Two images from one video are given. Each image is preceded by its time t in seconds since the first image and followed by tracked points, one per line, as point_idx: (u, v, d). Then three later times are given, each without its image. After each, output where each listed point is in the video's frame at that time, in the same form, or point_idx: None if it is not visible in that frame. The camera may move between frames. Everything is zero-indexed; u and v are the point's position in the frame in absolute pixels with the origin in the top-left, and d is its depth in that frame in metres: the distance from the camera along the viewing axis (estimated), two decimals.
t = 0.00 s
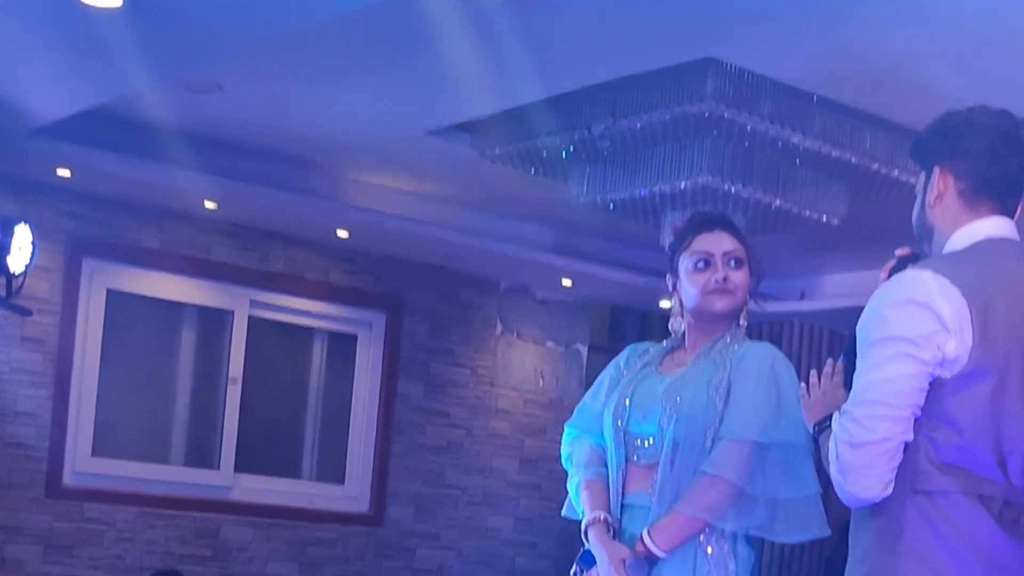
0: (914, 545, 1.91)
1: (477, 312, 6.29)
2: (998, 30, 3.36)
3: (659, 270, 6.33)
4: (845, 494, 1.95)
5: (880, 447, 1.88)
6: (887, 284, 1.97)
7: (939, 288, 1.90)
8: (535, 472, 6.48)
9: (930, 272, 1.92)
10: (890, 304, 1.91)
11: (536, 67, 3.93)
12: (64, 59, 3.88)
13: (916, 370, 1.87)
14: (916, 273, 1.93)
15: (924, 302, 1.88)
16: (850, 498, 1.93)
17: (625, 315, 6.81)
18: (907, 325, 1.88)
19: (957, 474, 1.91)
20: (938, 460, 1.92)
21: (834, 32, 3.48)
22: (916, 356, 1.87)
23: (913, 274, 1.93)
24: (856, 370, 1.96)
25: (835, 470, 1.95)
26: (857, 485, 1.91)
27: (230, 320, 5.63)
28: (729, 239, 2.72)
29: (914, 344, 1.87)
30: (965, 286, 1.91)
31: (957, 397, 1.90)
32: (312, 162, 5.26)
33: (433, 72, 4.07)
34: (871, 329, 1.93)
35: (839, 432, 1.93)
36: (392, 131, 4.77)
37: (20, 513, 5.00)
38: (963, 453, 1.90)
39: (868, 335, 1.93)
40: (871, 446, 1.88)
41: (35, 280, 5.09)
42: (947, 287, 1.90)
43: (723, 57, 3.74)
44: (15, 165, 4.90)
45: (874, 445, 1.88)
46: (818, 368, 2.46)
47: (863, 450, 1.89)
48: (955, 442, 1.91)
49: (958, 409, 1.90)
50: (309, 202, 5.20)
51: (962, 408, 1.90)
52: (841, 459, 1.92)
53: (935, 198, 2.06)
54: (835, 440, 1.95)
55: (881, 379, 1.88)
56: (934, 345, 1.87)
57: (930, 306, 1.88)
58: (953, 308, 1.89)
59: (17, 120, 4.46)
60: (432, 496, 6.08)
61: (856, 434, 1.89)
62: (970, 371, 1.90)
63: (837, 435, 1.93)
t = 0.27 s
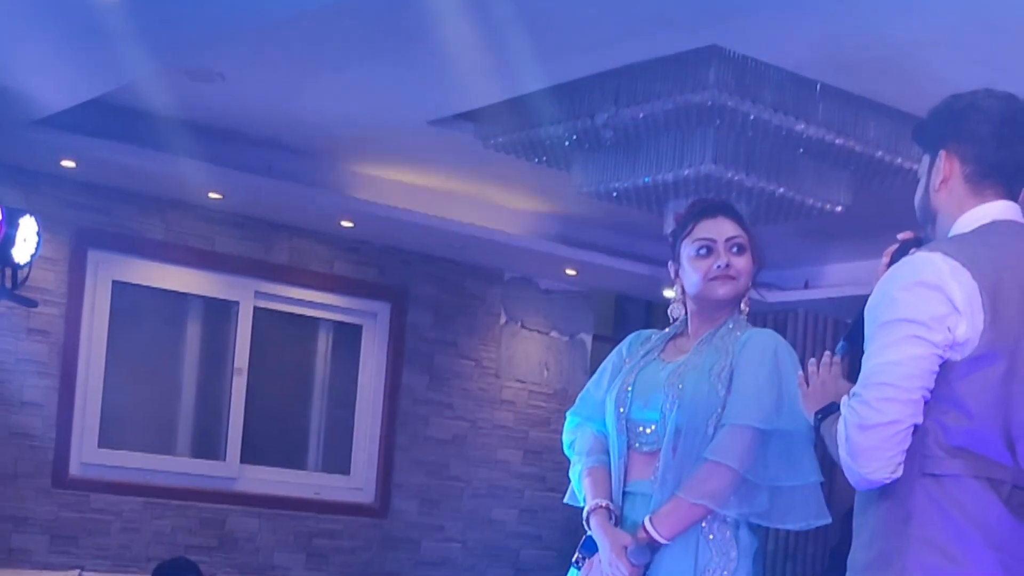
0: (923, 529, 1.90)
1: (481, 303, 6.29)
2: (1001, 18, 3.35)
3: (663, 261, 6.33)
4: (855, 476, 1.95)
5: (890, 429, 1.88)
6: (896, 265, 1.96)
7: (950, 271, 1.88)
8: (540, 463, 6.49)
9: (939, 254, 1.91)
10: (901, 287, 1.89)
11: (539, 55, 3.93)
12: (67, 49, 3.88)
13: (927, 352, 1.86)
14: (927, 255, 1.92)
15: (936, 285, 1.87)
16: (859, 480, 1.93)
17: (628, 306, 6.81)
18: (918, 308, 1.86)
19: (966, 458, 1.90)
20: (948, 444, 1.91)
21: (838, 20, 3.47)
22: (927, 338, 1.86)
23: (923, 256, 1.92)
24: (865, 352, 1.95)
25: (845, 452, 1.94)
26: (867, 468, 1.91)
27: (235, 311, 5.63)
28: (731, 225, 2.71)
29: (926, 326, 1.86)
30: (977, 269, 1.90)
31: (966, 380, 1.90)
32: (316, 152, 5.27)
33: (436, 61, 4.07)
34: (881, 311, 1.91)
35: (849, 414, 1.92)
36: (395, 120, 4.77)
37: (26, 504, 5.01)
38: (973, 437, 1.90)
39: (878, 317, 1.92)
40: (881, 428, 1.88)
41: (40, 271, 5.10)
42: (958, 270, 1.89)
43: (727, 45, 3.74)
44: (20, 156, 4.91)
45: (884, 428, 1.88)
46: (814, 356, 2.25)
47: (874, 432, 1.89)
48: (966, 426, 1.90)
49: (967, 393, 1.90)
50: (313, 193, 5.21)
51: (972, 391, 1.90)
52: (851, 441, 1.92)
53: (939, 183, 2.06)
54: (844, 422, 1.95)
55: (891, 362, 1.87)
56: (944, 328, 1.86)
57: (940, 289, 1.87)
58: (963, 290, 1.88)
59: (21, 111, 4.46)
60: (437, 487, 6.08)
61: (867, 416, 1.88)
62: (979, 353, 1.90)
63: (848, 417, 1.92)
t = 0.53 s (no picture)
0: (939, 522, 1.85)
1: (493, 297, 6.26)
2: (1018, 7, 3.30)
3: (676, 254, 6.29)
4: (872, 468, 1.88)
5: (908, 420, 1.82)
6: (912, 254, 1.90)
7: (968, 260, 1.83)
8: (553, 458, 6.45)
9: (956, 244, 1.85)
10: (917, 276, 1.83)
11: (550, 48, 3.90)
12: (76, 44, 3.87)
13: (945, 342, 1.80)
14: (944, 244, 1.86)
15: (953, 275, 1.82)
16: (877, 472, 1.87)
17: (642, 300, 6.76)
18: (935, 297, 1.81)
19: (983, 449, 1.85)
20: (964, 435, 1.85)
21: (853, 9, 3.42)
22: (944, 328, 1.80)
23: (939, 245, 1.86)
24: (880, 342, 1.89)
25: (861, 444, 1.88)
26: (884, 460, 1.85)
27: (246, 306, 5.60)
28: (745, 216, 2.67)
29: (944, 316, 1.80)
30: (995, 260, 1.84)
31: (985, 370, 1.85)
32: (326, 145, 5.24)
33: (446, 54, 4.04)
34: (897, 301, 1.86)
35: (865, 406, 1.86)
36: (406, 113, 4.74)
37: (37, 500, 5.00)
38: (988, 427, 1.84)
39: (893, 307, 1.86)
40: (899, 419, 1.82)
41: (50, 267, 5.09)
42: (976, 259, 1.83)
43: (741, 36, 3.69)
44: (30, 151, 4.90)
45: (902, 419, 1.82)
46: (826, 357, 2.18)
47: (891, 424, 1.83)
48: (983, 416, 1.85)
49: (985, 383, 1.85)
50: (323, 187, 5.18)
51: (990, 382, 1.84)
52: (868, 433, 1.86)
53: (958, 171, 1.99)
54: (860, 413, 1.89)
55: (909, 352, 1.81)
56: (962, 318, 1.81)
57: (958, 278, 1.82)
58: (982, 280, 1.82)
59: (31, 106, 4.45)
60: (449, 483, 6.05)
61: (884, 407, 1.83)
62: (997, 344, 1.84)
63: (864, 408, 1.86)
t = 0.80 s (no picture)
0: (955, 523, 1.82)
1: (506, 298, 6.26)
2: None
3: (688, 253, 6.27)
4: (884, 469, 1.87)
5: (920, 420, 1.80)
6: (926, 254, 1.88)
7: (982, 259, 1.81)
8: (566, 458, 6.45)
9: (972, 243, 1.83)
10: (931, 276, 1.82)
11: (561, 48, 3.90)
12: (88, 47, 3.89)
13: (957, 343, 1.79)
14: (957, 244, 1.84)
15: (966, 275, 1.80)
16: (890, 473, 1.85)
17: (655, 299, 6.75)
18: (948, 297, 1.79)
19: (998, 449, 1.83)
20: (978, 436, 1.83)
21: (863, 7, 3.41)
22: (957, 329, 1.79)
23: (953, 244, 1.84)
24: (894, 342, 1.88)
25: (874, 443, 1.87)
26: (897, 460, 1.83)
27: (259, 308, 5.61)
28: (759, 215, 2.67)
29: (956, 316, 1.79)
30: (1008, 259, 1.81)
31: (999, 370, 1.82)
32: (337, 146, 5.25)
33: (457, 54, 4.04)
34: (910, 301, 1.84)
35: (877, 405, 1.85)
36: (416, 114, 4.74)
37: (51, 502, 5.02)
38: (1003, 427, 1.82)
39: (907, 307, 1.85)
40: (911, 420, 1.81)
41: (64, 269, 5.10)
42: (990, 259, 1.81)
43: (752, 35, 3.69)
44: (43, 154, 4.91)
45: (914, 419, 1.81)
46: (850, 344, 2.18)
47: (904, 423, 1.81)
48: (997, 416, 1.82)
49: (999, 382, 1.82)
50: (335, 188, 5.18)
51: (1004, 381, 1.82)
52: (880, 432, 1.85)
53: (971, 167, 1.96)
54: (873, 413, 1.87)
55: (921, 353, 1.80)
56: (976, 318, 1.79)
57: (972, 278, 1.80)
58: (996, 279, 1.80)
59: (44, 108, 4.46)
60: (461, 483, 6.05)
61: (896, 407, 1.81)
62: (1012, 343, 1.82)
63: (876, 408, 1.85)
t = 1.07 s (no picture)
0: (966, 523, 1.81)
1: (518, 300, 6.26)
2: None
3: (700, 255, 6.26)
4: (889, 465, 1.85)
5: (928, 418, 1.78)
6: (941, 252, 1.85)
7: (998, 261, 1.78)
8: (579, 460, 6.44)
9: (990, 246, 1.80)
10: (945, 274, 1.79)
11: (572, 50, 3.89)
12: (98, 54, 3.90)
13: (969, 342, 1.76)
14: (973, 243, 1.81)
15: (982, 275, 1.77)
16: (894, 469, 1.84)
17: (668, 301, 6.73)
18: (962, 297, 1.77)
19: (1010, 449, 1.81)
20: (990, 435, 1.81)
21: (875, 7, 3.40)
22: (969, 328, 1.76)
23: (969, 244, 1.81)
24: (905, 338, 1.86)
25: (879, 438, 1.85)
26: (902, 456, 1.82)
27: (273, 311, 5.63)
28: (770, 216, 2.66)
29: (970, 315, 1.76)
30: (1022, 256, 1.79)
31: (1012, 370, 1.80)
32: (349, 150, 5.26)
33: (467, 57, 4.04)
34: (923, 298, 1.82)
35: (885, 401, 1.83)
36: (428, 117, 4.75)
37: (66, 507, 5.03)
38: (1017, 427, 1.80)
39: (920, 304, 1.82)
40: (919, 417, 1.79)
41: (77, 275, 5.12)
42: (1006, 259, 1.78)
43: (763, 35, 3.68)
44: (56, 160, 4.93)
45: (921, 416, 1.79)
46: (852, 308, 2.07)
47: (911, 420, 1.79)
48: (1010, 417, 1.80)
49: (1012, 382, 1.80)
50: (346, 192, 5.19)
51: (1017, 382, 1.80)
52: (887, 428, 1.83)
53: (981, 169, 1.95)
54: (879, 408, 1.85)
55: (931, 350, 1.77)
56: (990, 319, 1.77)
57: (988, 279, 1.77)
58: (1012, 281, 1.77)
59: (56, 115, 4.47)
60: (475, 486, 6.05)
61: (904, 403, 1.79)
62: None
63: (884, 403, 1.83)
